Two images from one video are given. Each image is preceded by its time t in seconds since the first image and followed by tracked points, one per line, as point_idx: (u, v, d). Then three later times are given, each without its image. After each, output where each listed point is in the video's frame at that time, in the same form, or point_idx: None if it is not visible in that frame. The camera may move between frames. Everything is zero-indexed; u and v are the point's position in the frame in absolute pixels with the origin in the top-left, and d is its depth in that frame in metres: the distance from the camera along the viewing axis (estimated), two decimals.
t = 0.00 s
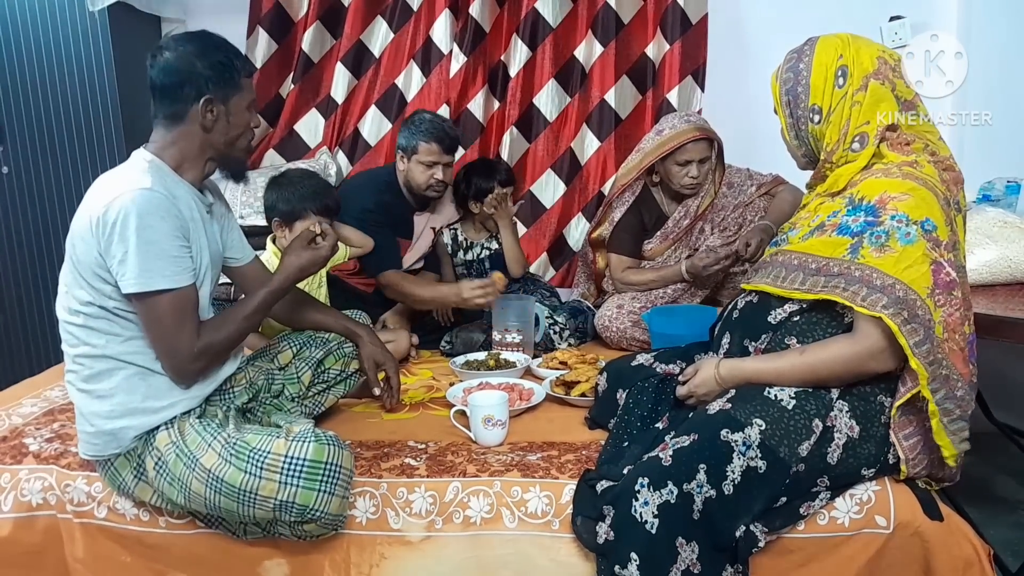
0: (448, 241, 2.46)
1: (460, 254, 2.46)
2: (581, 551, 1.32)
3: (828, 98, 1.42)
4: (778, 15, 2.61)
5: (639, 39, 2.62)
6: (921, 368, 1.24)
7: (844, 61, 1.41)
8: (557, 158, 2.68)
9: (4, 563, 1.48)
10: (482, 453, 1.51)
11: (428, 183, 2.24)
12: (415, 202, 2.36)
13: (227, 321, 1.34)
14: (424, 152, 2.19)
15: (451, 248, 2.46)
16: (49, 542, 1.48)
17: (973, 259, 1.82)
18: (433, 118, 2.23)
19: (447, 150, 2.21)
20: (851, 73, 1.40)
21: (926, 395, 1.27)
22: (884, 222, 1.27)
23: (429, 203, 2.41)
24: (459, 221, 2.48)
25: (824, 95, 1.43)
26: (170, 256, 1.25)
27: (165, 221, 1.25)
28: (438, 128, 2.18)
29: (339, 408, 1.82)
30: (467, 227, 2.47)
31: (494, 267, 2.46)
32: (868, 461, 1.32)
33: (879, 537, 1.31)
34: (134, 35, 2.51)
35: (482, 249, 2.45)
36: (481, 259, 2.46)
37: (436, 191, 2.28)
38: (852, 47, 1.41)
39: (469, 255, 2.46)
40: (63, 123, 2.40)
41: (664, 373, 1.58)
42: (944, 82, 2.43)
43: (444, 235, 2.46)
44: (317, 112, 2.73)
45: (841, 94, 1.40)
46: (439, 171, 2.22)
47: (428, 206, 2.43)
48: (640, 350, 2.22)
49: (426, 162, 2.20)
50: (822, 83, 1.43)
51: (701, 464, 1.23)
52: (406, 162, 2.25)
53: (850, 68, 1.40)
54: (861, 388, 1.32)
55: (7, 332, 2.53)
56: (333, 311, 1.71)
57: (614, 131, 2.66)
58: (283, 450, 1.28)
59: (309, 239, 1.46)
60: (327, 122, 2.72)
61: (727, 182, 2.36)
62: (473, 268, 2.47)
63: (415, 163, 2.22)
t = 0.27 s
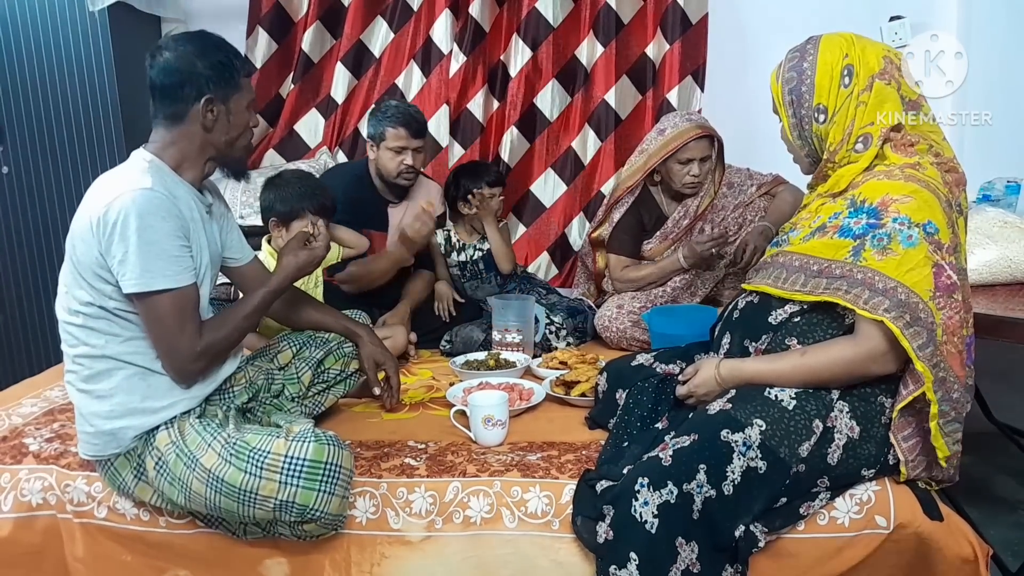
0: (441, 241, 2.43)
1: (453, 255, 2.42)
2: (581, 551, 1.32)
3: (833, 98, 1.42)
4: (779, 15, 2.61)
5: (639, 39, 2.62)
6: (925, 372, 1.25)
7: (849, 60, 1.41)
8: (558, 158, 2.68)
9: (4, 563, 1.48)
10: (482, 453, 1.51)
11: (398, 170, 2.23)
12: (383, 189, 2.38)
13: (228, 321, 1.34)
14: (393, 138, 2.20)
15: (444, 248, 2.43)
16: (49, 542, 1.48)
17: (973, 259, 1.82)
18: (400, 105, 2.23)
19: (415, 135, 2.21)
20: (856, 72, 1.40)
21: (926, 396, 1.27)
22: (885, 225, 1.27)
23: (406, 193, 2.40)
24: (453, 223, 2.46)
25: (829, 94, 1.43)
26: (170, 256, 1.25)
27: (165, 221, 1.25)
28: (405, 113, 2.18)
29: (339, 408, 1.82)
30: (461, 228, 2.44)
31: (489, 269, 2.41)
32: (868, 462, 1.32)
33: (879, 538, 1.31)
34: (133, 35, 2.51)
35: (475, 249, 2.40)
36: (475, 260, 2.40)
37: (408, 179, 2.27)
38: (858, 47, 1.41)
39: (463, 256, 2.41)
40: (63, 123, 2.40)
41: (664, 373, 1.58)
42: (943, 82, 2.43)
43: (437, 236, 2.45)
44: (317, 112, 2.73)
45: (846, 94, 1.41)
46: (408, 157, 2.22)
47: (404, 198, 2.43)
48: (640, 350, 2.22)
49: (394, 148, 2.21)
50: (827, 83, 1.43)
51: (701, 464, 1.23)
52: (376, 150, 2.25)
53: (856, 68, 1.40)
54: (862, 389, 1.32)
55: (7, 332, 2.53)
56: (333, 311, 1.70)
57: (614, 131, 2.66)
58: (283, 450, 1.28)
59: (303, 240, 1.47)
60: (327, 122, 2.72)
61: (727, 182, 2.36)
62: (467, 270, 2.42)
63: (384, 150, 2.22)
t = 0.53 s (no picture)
0: (437, 241, 2.45)
1: (450, 255, 2.44)
2: (581, 551, 1.32)
3: (837, 99, 1.42)
4: (779, 15, 2.61)
5: (639, 39, 2.62)
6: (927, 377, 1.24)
7: (854, 62, 1.40)
8: (558, 158, 2.68)
9: (4, 563, 1.48)
10: (483, 453, 1.51)
11: (365, 163, 2.20)
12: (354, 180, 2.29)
13: (228, 321, 1.35)
14: (357, 132, 2.14)
15: (440, 248, 2.45)
16: (49, 541, 1.48)
17: (973, 259, 1.82)
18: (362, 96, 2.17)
19: (379, 126, 2.17)
20: (860, 74, 1.39)
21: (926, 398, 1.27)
22: (886, 227, 1.27)
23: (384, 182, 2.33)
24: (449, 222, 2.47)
25: (832, 96, 1.42)
26: (171, 255, 1.25)
27: (166, 221, 1.25)
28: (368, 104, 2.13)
29: (339, 408, 1.82)
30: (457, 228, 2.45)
31: (485, 270, 2.41)
32: (868, 462, 1.32)
33: (880, 538, 1.31)
34: (133, 35, 2.51)
35: (471, 250, 2.41)
36: (471, 261, 2.42)
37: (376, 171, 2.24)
38: (862, 48, 1.41)
39: (458, 257, 2.43)
40: (63, 123, 2.40)
41: (664, 373, 1.58)
42: (944, 82, 2.41)
43: (432, 235, 2.46)
44: (317, 112, 2.73)
45: (851, 95, 1.40)
46: (375, 149, 2.18)
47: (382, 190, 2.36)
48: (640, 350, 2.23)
49: (359, 142, 2.16)
50: (831, 84, 1.42)
51: (701, 464, 1.23)
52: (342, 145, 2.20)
53: (860, 70, 1.39)
54: (862, 390, 1.32)
55: (7, 332, 2.53)
56: (333, 310, 1.70)
57: (614, 131, 2.65)
58: (283, 449, 1.28)
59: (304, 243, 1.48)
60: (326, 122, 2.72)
61: (727, 182, 2.38)
62: (463, 270, 2.44)
63: (350, 145, 2.17)
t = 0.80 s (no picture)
0: (434, 242, 2.46)
1: (445, 257, 2.45)
2: (581, 551, 1.32)
3: (839, 100, 1.42)
4: (779, 15, 2.62)
5: (639, 39, 2.62)
6: (930, 379, 1.24)
7: (856, 62, 1.40)
8: (558, 158, 2.68)
9: (4, 563, 1.48)
10: (483, 453, 1.51)
11: (341, 163, 2.19)
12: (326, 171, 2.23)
13: (228, 321, 1.35)
14: (332, 133, 2.13)
15: (437, 249, 2.46)
16: (49, 541, 1.48)
17: (972, 259, 1.82)
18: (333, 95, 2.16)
19: (353, 126, 2.16)
20: (862, 75, 1.40)
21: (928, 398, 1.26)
22: (887, 228, 1.27)
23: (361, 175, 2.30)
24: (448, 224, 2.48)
25: (835, 97, 1.42)
26: (171, 254, 1.25)
27: (165, 220, 1.25)
28: (341, 103, 2.12)
29: (339, 408, 1.82)
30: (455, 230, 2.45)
31: (482, 273, 2.41)
32: (868, 462, 1.32)
33: (880, 538, 1.31)
34: (133, 35, 2.51)
35: (468, 253, 2.41)
36: (468, 264, 2.42)
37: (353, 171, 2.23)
38: (863, 49, 1.41)
39: (455, 259, 2.43)
40: (63, 123, 2.40)
41: (665, 373, 1.58)
42: (944, 82, 2.41)
43: (429, 236, 2.47)
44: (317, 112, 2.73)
45: (853, 97, 1.40)
46: (350, 149, 2.17)
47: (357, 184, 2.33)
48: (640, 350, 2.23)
49: (334, 142, 2.15)
50: (833, 84, 1.42)
51: (701, 464, 1.23)
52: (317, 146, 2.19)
53: (862, 70, 1.40)
54: (862, 390, 1.32)
55: (7, 332, 2.53)
56: (332, 310, 1.70)
57: (614, 131, 2.65)
58: (283, 449, 1.28)
59: (305, 242, 1.48)
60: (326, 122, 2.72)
61: (727, 182, 2.38)
62: (460, 272, 2.44)
63: (324, 146, 2.16)
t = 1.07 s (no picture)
0: (429, 245, 2.47)
1: (441, 260, 2.46)
2: (581, 552, 1.32)
3: (838, 101, 1.41)
4: (779, 14, 2.61)
5: (639, 38, 2.61)
6: (932, 380, 1.24)
7: (855, 63, 1.40)
8: (558, 157, 2.67)
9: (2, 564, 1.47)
10: (482, 453, 1.51)
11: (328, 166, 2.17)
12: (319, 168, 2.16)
13: (227, 320, 1.34)
14: (316, 137, 2.12)
15: (432, 252, 2.47)
16: (47, 542, 1.47)
17: (974, 258, 1.81)
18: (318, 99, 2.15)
19: (338, 130, 2.15)
20: (861, 75, 1.39)
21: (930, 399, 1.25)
22: (888, 228, 1.27)
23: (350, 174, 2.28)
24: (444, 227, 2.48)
25: (833, 97, 1.42)
26: (169, 253, 1.24)
27: (163, 218, 1.24)
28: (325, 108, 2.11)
29: (338, 408, 1.81)
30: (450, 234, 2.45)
31: (478, 276, 2.41)
32: (869, 463, 1.31)
33: (882, 540, 1.30)
34: (132, 34, 2.50)
35: (462, 257, 2.41)
36: (463, 267, 2.42)
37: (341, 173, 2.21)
38: (861, 49, 1.40)
39: (450, 262, 2.44)
40: (61, 122, 2.39)
41: (665, 374, 1.57)
42: (943, 82, 2.43)
43: (424, 239, 2.48)
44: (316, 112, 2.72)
45: (852, 97, 1.40)
46: (336, 152, 2.16)
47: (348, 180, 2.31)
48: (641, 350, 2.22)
49: (319, 147, 2.14)
50: (832, 85, 1.42)
51: (702, 465, 1.22)
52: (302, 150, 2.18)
53: (861, 70, 1.39)
54: (864, 391, 1.32)
55: (5, 332, 2.52)
56: (332, 310, 1.69)
57: (614, 131, 2.65)
58: (282, 450, 1.28)
59: (308, 242, 1.47)
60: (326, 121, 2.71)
61: (727, 182, 2.37)
62: (456, 275, 2.45)
63: (310, 150, 2.15)
